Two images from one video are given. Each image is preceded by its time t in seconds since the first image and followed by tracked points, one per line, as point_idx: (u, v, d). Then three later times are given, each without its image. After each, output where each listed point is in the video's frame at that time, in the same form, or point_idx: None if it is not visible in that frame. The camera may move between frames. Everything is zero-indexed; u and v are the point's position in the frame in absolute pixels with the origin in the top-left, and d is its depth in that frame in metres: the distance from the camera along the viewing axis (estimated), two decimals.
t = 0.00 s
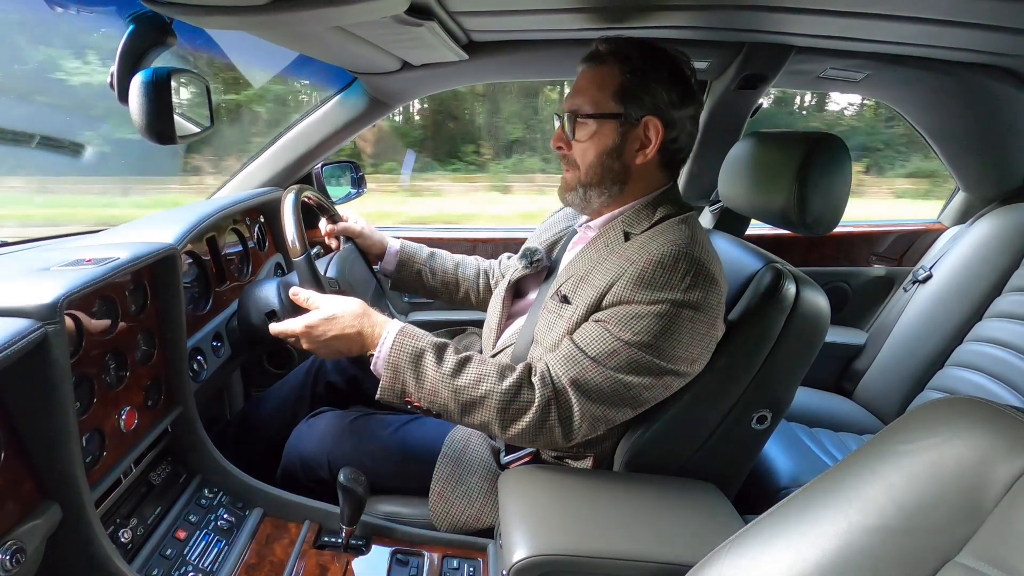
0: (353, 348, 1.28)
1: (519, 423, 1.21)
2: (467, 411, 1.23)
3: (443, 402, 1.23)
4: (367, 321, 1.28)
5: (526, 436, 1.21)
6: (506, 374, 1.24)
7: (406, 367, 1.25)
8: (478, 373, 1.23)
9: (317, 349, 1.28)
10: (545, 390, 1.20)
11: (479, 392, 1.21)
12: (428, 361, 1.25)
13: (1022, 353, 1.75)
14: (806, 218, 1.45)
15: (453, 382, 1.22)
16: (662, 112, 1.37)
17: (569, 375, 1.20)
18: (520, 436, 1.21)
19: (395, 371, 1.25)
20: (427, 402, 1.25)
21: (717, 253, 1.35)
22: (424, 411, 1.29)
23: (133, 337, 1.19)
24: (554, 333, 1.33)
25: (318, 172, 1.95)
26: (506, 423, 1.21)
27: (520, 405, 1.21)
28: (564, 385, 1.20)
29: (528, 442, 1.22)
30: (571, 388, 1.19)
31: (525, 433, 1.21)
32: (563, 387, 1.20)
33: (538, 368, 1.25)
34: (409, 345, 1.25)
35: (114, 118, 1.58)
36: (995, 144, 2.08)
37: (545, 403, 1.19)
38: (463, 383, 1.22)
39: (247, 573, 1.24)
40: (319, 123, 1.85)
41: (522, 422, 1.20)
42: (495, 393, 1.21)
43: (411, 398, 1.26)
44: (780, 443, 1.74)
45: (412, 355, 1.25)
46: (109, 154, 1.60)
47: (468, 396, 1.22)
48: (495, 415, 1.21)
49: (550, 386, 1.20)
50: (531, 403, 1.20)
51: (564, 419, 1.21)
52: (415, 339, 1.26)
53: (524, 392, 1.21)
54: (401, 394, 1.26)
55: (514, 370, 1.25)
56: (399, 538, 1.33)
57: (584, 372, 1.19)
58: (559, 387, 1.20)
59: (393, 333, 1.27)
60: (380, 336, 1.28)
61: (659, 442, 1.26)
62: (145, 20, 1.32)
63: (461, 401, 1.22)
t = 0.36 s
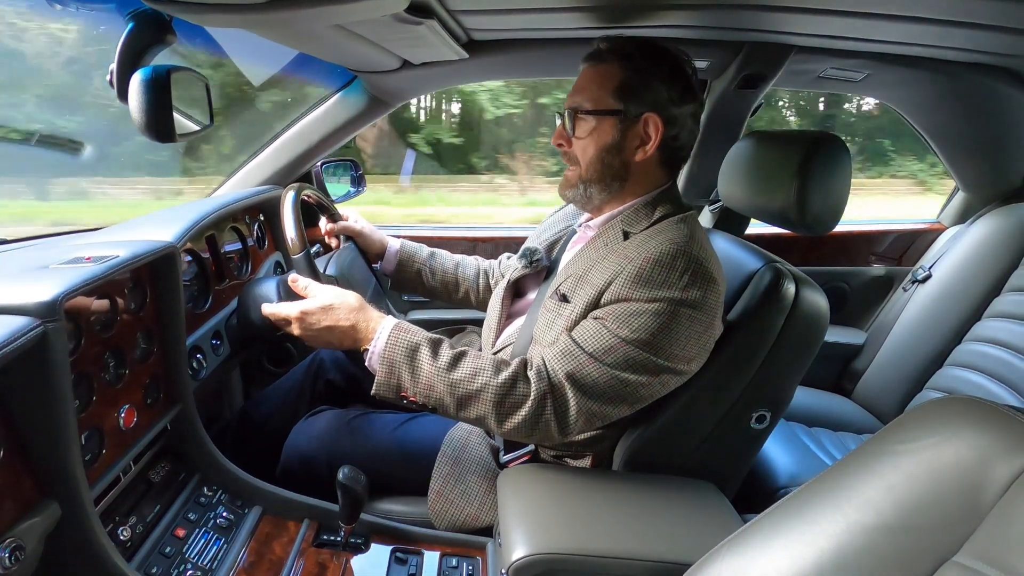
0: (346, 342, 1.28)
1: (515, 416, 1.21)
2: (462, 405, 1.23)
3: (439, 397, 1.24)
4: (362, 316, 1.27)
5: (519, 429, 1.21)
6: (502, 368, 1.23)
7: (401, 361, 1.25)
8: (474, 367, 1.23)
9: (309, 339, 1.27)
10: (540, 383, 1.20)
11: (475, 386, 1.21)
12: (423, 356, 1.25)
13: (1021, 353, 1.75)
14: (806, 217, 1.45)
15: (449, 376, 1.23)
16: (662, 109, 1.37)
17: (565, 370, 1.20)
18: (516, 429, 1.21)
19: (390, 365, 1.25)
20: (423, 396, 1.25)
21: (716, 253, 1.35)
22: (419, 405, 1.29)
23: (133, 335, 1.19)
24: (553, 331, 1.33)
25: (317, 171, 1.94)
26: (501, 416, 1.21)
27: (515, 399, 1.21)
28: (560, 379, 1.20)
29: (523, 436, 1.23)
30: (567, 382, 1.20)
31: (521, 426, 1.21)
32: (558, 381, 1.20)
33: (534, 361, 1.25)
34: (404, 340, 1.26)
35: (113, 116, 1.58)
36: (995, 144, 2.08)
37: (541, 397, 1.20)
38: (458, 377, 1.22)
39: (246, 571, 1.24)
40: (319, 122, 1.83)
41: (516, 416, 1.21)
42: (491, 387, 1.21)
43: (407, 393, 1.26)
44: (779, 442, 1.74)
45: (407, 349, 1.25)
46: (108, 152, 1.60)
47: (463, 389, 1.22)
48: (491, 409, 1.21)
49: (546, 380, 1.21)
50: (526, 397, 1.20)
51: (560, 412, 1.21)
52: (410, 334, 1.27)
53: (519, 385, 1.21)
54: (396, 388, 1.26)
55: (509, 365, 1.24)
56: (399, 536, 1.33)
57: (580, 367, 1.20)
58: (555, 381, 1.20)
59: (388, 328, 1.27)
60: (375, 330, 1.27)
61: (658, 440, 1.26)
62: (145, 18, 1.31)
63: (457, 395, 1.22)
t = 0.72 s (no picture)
0: (374, 357, 1.30)
1: (531, 434, 1.19)
2: (480, 423, 1.21)
3: (458, 415, 1.22)
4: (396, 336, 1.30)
5: (537, 448, 1.19)
6: (518, 387, 1.22)
7: (423, 380, 1.25)
8: (490, 386, 1.22)
9: (341, 350, 1.29)
10: (555, 402, 1.18)
11: (491, 404, 1.20)
12: (443, 374, 1.24)
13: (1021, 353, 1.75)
14: (806, 217, 1.45)
15: (467, 395, 1.21)
16: (669, 109, 1.36)
17: (578, 388, 1.18)
18: (532, 447, 1.19)
19: (412, 384, 1.25)
20: (443, 414, 1.24)
21: (719, 253, 1.34)
22: (439, 424, 1.27)
23: (133, 335, 1.19)
24: (558, 334, 1.32)
25: (317, 172, 1.92)
26: (518, 433, 1.19)
27: (530, 416, 1.19)
28: (575, 398, 1.18)
29: (539, 453, 1.20)
30: (582, 400, 1.17)
31: (537, 445, 1.19)
32: (573, 400, 1.18)
33: (549, 379, 1.23)
34: (426, 358, 1.26)
35: (113, 115, 1.58)
36: (996, 144, 2.08)
37: (556, 416, 1.17)
38: (475, 396, 1.21)
39: (247, 571, 1.24)
40: (319, 122, 1.83)
41: (533, 433, 1.18)
42: (507, 404, 1.19)
43: (429, 411, 1.25)
44: (779, 442, 1.74)
45: (429, 367, 1.25)
46: (109, 152, 1.60)
47: (481, 407, 1.20)
48: (507, 426, 1.19)
49: (561, 398, 1.18)
50: (541, 415, 1.18)
51: (576, 430, 1.18)
52: (431, 353, 1.27)
53: (535, 401, 1.19)
54: (418, 406, 1.25)
55: (525, 383, 1.23)
56: (399, 536, 1.33)
57: (594, 385, 1.17)
58: (570, 400, 1.18)
59: (410, 347, 1.27)
60: (397, 349, 1.28)
61: (659, 440, 1.26)
62: (145, 18, 1.31)
63: (475, 413, 1.21)
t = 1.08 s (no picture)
0: (381, 371, 1.28)
1: (535, 442, 1.17)
2: (484, 433, 1.21)
3: (462, 426, 1.22)
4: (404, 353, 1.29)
5: (541, 456, 1.17)
6: (522, 396, 1.22)
7: (426, 392, 1.24)
8: (494, 396, 1.22)
9: (350, 362, 1.27)
10: (559, 411, 1.17)
11: (495, 414, 1.20)
12: (447, 385, 1.24)
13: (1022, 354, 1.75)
14: (806, 218, 1.45)
15: (471, 405, 1.22)
16: (673, 113, 1.36)
17: (583, 397, 1.17)
18: (536, 455, 1.17)
19: (417, 397, 1.24)
20: (448, 426, 1.23)
21: (720, 254, 1.34)
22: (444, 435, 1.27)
23: (133, 336, 1.19)
24: (558, 337, 1.31)
25: (318, 174, 1.95)
26: (523, 441, 1.18)
27: (535, 422, 1.18)
28: (580, 407, 1.17)
29: (543, 461, 1.19)
30: (586, 409, 1.17)
31: (541, 453, 1.17)
32: (578, 408, 1.18)
33: (554, 388, 1.22)
34: (430, 370, 1.25)
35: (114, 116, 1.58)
36: (997, 144, 2.08)
37: (560, 425, 1.17)
38: (478, 406, 1.21)
39: (247, 572, 1.24)
40: (320, 123, 1.83)
41: (537, 441, 1.17)
42: (510, 414, 1.19)
43: (433, 422, 1.24)
44: (780, 443, 1.74)
45: (433, 379, 1.24)
46: (109, 153, 1.60)
47: (483, 417, 1.21)
48: (511, 435, 1.19)
49: (566, 407, 1.18)
50: (544, 423, 1.17)
51: (581, 439, 1.17)
52: (435, 364, 1.27)
53: (538, 409, 1.19)
54: (423, 418, 1.25)
55: (529, 392, 1.23)
56: (399, 537, 1.33)
57: (598, 393, 1.16)
58: (575, 409, 1.18)
59: (415, 360, 1.27)
60: (401, 363, 1.27)
61: (659, 440, 1.27)
62: (145, 19, 1.31)
63: (479, 422, 1.21)
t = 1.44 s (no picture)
0: (388, 380, 1.28)
1: (536, 445, 1.17)
2: (484, 437, 1.21)
3: (463, 431, 1.22)
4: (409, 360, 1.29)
5: (542, 459, 1.17)
6: (522, 399, 1.22)
7: (429, 399, 1.24)
8: (494, 400, 1.22)
9: (359, 371, 1.27)
10: (560, 414, 1.17)
11: (494, 418, 1.20)
12: (448, 391, 1.24)
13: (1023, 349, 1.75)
14: (806, 213, 1.45)
15: (471, 410, 1.21)
16: (668, 110, 1.36)
17: (585, 401, 1.17)
18: (537, 458, 1.17)
19: (419, 403, 1.24)
20: (450, 431, 1.24)
21: (716, 249, 1.34)
22: (447, 439, 1.27)
23: (134, 333, 1.19)
24: (556, 335, 1.31)
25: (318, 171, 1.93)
26: (523, 446, 1.18)
27: (535, 426, 1.18)
28: (582, 410, 1.17)
29: (544, 464, 1.18)
30: (589, 412, 1.17)
31: (542, 455, 1.17)
32: (579, 412, 1.18)
33: (555, 391, 1.22)
34: (431, 377, 1.25)
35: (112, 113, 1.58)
36: (997, 140, 2.07)
37: (561, 428, 1.16)
38: (478, 411, 1.21)
39: (248, 568, 1.24)
40: (321, 120, 1.83)
41: (538, 444, 1.17)
42: (510, 418, 1.19)
43: (435, 428, 1.25)
44: (780, 439, 1.74)
45: (434, 386, 1.24)
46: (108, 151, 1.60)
47: (483, 422, 1.21)
48: (511, 439, 1.19)
49: (567, 412, 1.18)
50: (545, 427, 1.17)
51: (582, 441, 1.17)
52: (436, 371, 1.26)
53: (539, 412, 1.19)
54: (426, 424, 1.25)
55: (529, 395, 1.23)
56: (399, 533, 1.33)
57: (599, 396, 1.16)
58: (576, 413, 1.18)
59: (417, 367, 1.26)
60: (406, 369, 1.27)
61: (658, 437, 1.27)
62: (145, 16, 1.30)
63: (479, 427, 1.21)
